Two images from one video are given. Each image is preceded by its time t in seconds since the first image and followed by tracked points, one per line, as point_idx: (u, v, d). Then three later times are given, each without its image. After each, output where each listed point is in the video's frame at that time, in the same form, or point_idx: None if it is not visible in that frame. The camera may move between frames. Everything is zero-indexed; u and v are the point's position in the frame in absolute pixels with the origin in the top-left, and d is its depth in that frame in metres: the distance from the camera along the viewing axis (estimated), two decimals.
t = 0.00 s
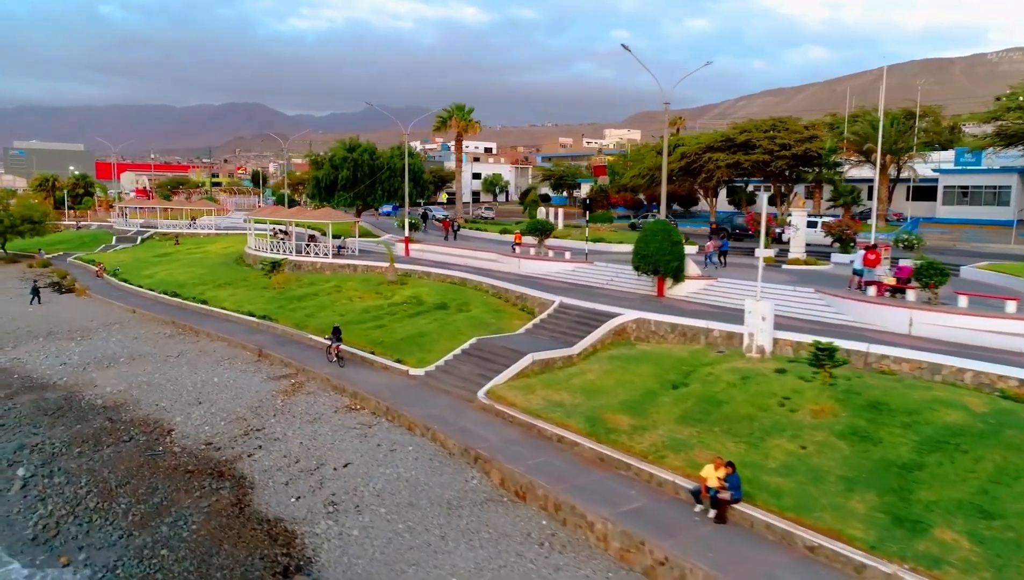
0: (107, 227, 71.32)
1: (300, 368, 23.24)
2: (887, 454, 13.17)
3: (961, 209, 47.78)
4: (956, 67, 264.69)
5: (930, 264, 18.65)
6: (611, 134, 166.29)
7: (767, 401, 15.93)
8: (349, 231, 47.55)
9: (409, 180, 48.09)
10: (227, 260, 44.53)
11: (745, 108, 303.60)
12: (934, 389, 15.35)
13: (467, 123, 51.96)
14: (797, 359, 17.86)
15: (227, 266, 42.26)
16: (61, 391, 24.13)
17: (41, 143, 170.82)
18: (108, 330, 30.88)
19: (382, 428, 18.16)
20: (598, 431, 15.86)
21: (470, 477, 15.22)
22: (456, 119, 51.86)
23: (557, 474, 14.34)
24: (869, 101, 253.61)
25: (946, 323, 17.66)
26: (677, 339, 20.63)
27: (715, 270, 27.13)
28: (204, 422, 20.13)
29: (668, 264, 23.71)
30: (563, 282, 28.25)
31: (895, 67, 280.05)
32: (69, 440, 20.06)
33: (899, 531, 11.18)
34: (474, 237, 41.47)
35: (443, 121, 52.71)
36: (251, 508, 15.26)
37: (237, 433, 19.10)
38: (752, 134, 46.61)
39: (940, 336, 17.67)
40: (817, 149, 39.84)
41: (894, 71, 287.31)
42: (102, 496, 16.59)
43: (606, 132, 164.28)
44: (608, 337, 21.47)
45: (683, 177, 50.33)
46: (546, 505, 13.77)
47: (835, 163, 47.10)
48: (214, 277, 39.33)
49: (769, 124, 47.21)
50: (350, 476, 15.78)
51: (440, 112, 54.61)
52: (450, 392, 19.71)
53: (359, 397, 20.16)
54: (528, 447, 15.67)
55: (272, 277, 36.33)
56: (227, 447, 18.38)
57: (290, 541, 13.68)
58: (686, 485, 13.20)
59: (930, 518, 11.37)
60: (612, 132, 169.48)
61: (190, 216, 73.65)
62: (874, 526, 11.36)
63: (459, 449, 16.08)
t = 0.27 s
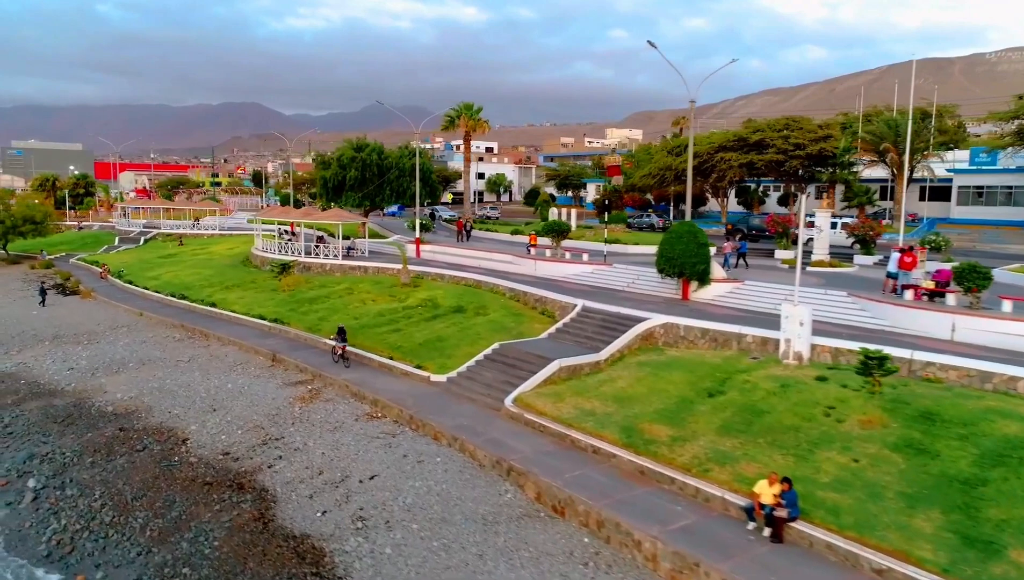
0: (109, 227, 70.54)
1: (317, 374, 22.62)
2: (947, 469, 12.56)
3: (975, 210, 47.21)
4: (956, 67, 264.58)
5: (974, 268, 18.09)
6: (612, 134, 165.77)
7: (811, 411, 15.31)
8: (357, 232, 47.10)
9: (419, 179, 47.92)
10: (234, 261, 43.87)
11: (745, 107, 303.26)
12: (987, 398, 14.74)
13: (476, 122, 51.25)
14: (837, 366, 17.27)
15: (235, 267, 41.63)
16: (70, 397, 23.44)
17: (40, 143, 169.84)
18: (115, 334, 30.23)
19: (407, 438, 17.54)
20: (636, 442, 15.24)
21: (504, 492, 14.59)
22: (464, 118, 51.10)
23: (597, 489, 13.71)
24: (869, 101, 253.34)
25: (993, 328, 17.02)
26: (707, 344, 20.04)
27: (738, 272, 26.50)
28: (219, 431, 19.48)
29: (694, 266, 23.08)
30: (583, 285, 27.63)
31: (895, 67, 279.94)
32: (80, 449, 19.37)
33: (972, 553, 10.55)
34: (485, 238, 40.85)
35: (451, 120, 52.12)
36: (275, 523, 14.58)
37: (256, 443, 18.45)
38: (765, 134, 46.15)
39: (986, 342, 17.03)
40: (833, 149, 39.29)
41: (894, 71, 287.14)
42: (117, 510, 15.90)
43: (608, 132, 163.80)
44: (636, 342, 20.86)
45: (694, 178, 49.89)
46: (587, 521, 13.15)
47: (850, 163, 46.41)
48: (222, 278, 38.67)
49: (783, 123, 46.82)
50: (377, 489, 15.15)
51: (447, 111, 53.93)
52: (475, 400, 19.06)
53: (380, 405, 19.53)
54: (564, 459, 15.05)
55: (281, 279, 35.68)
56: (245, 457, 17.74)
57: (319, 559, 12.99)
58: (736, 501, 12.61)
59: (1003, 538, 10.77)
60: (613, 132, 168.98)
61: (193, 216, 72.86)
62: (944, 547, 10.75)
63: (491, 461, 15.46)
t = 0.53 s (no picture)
0: (106, 228, 69.59)
1: (329, 379, 22.08)
2: (1000, 482, 12.08)
3: (984, 210, 46.85)
4: (952, 67, 265.08)
5: (1008, 271, 17.64)
6: (611, 133, 165.33)
7: (849, 420, 14.81)
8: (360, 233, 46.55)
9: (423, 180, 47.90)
10: (237, 263, 43.23)
11: (741, 107, 303.31)
12: None
13: (480, 122, 50.57)
14: (871, 372, 16.79)
15: (238, 269, 40.99)
16: (74, 404, 22.79)
17: (35, 142, 168.30)
18: (119, 338, 29.59)
19: (427, 447, 16.98)
20: (669, 453, 14.71)
21: (534, 505, 14.05)
22: (469, 117, 50.47)
23: (632, 503, 13.19)
24: (866, 100, 253.41)
25: None
26: (733, 349, 19.54)
27: (757, 274, 25.99)
28: (231, 439, 18.90)
29: (715, 268, 22.59)
30: (598, 287, 27.11)
31: (891, 67, 280.46)
32: (87, 459, 18.75)
33: None
34: (492, 239, 40.31)
35: (455, 119, 51.49)
36: (294, 538, 13.96)
37: (270, 452, 17.88)
38: (774, 134, 45.84)
39: None
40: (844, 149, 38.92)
41: (889, 71, 287.63)
42: (129, 524, 15.28)
43: (606, 131, 163.41)
44: (658, 347, 20.35)
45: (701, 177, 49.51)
46: (624, 537, 12.62)
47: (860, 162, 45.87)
48: (225, 280, 38.05)
49: (792, 123, 46.47)
50: (400, 502, 14.58)
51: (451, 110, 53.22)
52: (495, 408, 18.50)
53: (397, 412, 18.98)
54: (594, 471, 14.52)
55: (286, 281, 35.05)
56: (260, 468, 17.16)
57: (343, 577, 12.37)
58: (781, 516, 12.10)
59: None
60: (612, 132, 168.53)
61: (191, 216, 72.08)
62: (1007, 567, 10.26)
63: (518, 472, 14.92)
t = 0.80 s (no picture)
0: (108, 229, 68.96)
1: (345, 386, 21.53)
2: None
3: (997, 211, 46.40)
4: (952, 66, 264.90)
5: None
6: (612, 133, 164.90)
7: (895, 431, 14.28)
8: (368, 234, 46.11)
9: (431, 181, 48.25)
10: (243, 264, 42.64)
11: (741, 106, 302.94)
12: None
13: (487, 121, 50.02)
14: (911, 380, 16.29)
15: (244, 270, 40.41)
16: (83, 411, 22.19)
17: (33, 142, 167.33)
18: (126, 341, 29.02)
19: (453, 458, 16.44)
20: (709, 465, 14.16)
21: (570, 520, 13.49)
22: (477, 117, 49.97)
23: (675, 518, 12.64)
24: (866, 100, 253.05)
25: None
26: (764, 355, 19.03)
27: (781, 277, 25.44)
28: (248, 449, 18.33)
29: (740, 272, 22.04)
30: (617, 290, 26.59)
31: (891, 67, 280.40)
32: (99, 469, 18.15)
33: None
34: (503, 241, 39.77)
35: (463, 120, 51.08)
36: (320, 554, 13.34)
37: (289, 462, 17.31)
38: (786, 134, 45.40)
39: None
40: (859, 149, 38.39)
41: (889, 71, 287.49)
42: (145, 539, 14.66)
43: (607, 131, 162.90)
44: (685, 353, 19.82)
45: (712, 178, 49.07)
46: (668, 555, 12.06)
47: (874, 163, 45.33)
48: (232, 282, 37.47)
49: (804, 123, 46.00)
50: (430, 517, 14.02)
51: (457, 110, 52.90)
52: (521, 416, 17.95)
53: (419, 420, 18.43)
54: (631, 484, 13.99)
55: (295, 284, 34.48)
56: (279, 479, 16.59)
57: None
58: (835, 534, 11.57)
59: None
60: (613, 132, 167.92)
61: (193, 217, 71.44)
62: None
63: (551, 485, 14.37)
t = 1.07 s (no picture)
0: (110, 230, 68.19)
1: (367, 394, 20.90)
2: None
3: (1015, 212, 45.81)
4: (952, 66, 264.58)
5: None
6: (614, 133, 164.16)
7: (955, 445, 13.65)
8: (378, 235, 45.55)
9: (441, 181, 47.93)
10: (252, 266, 41.99)
11: (741, 106, 302.46)
12: None
13: (498, 121, 49.49)
14: (963, 390, 15.69)
15: (253, 273, 39.74)
16: (95, 420, 21.48)
17: (33, 142, 166.37)
18: (136, 346, 28.33)
19: (487, 471, 15.80)
20: (761, 481, 13.54)
21: (618, 540, 12.85)
22: (487, 117, 49.35)
23: (731, 539, 12.02)
24: (867, 100, 252.62)
25: None
26: (803, 363, 18.44)
27: (811, 281, 24.81)
28: (270, 461, 17.66)
29: (771, 276, 21.39)
30: (641, 294, 25.97)
31: (890, 67, 280.23)
32: (115, 483, 17.43)
33: None
34: (516, 242, 39.15)
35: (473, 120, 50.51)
36: (355, 574, 12.64)
37: (315, 476, 16.65)
38: (801, 134, 44.82)
39: None
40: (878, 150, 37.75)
41: (889, 71, 287.14)
42: (169, 557, 13.93)
43: (609, 130, 162.27)
44: (720, 360, 19.21)
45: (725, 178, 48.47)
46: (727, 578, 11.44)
47: (891, 163, 44.69)
48: (242, 285, 36.82)
49: (819, 122, 45.39)
50: (469, 535, 13.37)
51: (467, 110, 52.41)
52: (554, 427, 17.32)
53: (447, 431, 17.80)
54: (680, 501, 13.36)
55: (307, 286, 33.83)
56: (306, 494, 15.92)
57: None
58: (907, 557, 10.96)
59: None
60: (615, 131, 167.34)
61: (197, 217, 70.74)
62: None
63: (595, 502, 13.75)
